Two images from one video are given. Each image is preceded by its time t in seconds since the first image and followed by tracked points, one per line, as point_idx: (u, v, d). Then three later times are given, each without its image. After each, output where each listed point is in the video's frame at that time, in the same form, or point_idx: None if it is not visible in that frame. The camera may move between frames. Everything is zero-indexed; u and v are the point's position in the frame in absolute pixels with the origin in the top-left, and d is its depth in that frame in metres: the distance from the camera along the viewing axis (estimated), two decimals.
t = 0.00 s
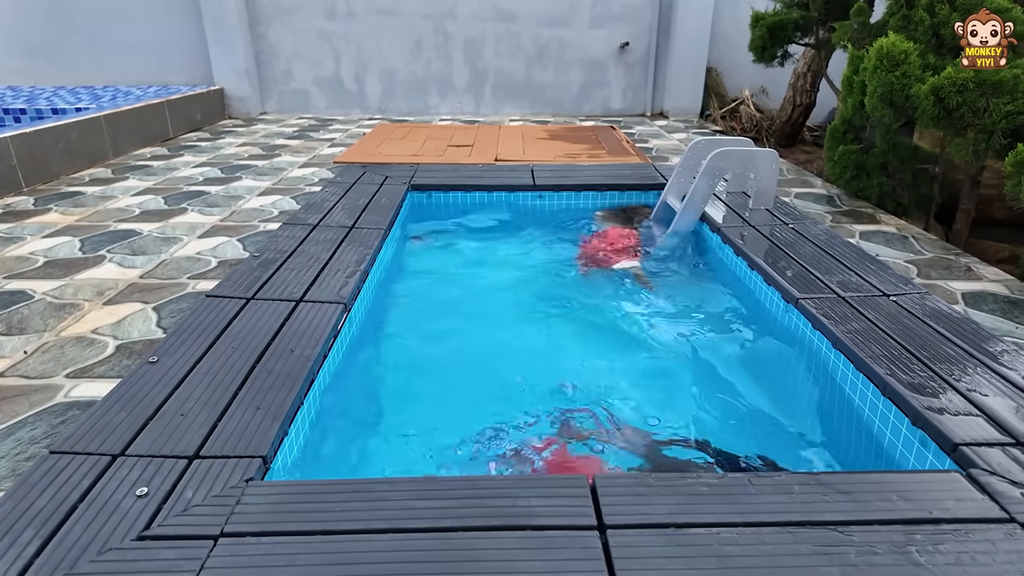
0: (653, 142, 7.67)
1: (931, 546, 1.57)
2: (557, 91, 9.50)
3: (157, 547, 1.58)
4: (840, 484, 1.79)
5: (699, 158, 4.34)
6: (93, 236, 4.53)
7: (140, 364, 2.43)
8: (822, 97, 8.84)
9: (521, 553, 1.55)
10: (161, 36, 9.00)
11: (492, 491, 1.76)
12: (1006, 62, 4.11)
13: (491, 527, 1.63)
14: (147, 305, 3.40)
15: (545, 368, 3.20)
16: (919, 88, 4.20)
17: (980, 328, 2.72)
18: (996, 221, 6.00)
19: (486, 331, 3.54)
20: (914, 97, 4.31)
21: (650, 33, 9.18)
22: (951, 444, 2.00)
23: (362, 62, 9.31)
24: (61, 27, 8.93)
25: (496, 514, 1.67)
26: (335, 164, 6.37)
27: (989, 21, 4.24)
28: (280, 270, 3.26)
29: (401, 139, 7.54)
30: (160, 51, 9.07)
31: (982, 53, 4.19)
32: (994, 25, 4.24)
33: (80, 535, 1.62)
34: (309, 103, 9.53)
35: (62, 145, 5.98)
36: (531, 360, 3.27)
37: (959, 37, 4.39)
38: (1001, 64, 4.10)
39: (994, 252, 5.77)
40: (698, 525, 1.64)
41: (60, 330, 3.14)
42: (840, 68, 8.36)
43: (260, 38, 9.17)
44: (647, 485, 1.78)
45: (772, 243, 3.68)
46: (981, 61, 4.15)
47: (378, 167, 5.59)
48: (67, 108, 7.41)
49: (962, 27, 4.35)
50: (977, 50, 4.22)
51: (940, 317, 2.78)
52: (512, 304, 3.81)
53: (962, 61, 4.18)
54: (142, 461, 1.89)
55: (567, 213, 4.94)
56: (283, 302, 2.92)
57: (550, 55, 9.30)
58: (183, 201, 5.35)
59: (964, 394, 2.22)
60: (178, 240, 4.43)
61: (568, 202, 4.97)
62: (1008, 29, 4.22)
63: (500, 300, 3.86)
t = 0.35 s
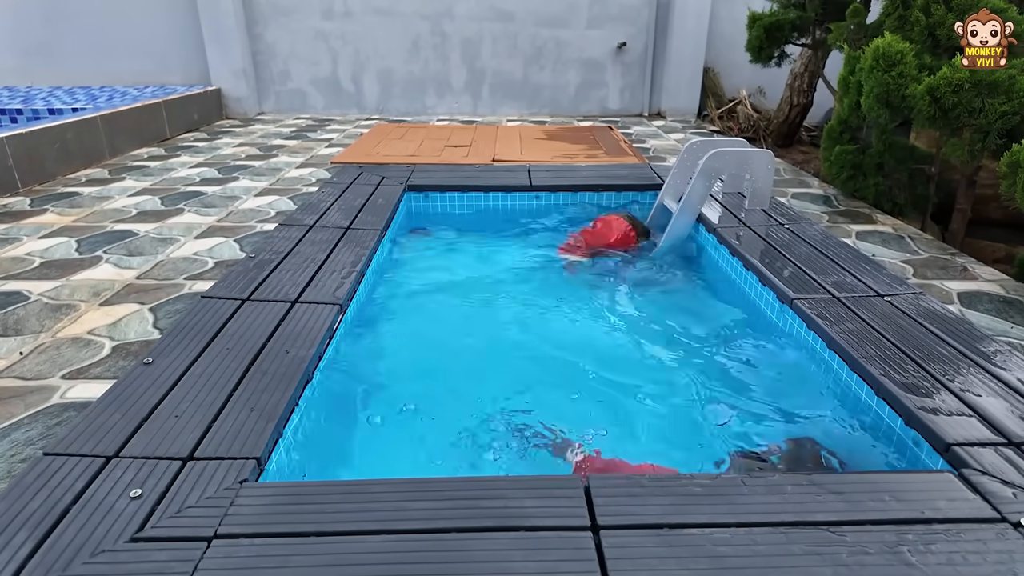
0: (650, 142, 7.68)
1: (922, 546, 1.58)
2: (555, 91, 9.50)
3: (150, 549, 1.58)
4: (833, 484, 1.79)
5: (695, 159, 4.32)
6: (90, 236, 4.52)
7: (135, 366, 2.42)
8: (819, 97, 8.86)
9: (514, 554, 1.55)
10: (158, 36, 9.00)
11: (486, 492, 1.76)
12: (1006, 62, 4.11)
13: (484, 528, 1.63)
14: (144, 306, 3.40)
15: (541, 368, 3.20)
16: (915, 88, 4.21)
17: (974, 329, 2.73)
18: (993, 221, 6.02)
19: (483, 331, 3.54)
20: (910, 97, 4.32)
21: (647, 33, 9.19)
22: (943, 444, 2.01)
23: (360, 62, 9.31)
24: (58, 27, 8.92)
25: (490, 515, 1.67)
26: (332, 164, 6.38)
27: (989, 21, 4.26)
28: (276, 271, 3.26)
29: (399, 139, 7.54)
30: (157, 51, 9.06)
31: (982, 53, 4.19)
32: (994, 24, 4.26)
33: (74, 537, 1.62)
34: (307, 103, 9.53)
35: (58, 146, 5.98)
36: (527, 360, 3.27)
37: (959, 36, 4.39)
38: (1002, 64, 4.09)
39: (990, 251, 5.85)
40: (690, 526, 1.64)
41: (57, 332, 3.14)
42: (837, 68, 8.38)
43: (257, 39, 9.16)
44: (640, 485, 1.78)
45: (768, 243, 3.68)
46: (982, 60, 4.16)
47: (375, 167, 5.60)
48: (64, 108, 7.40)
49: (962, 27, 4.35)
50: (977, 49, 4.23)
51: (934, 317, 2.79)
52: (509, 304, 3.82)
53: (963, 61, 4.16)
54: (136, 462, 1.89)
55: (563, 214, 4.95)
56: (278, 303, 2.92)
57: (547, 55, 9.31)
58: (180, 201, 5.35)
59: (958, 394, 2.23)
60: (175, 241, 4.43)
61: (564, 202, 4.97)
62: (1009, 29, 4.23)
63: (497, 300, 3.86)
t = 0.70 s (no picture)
0: (647, 142, 7.70)
1: (917, 545, 1.58)
2: (552, 91, 9.50)
3: (145, 550, 1.58)
4: (828, 484, 1.80)
5: (692, 159, 4.33)
6: (86, 237, 4.51)
7: (131, 367, 2.42)
8: (816, 97, 8.88)
9: (510, 555, 1.55)
10: (155, 36, 8.98)
11: (482, 493, 1.76)
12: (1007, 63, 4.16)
13: (480, 529, 1.63)
14: (140, 307, 3.39)
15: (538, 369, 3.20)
16: (911, 89, 4.23)
17: (970, 329, 2.73)
18: (989, 221, 6.03)
19: (479, 332, 3.54)
20: (906, 97, 4.34)
21: (645, 34, 9.20)
22: (938, 444, 2.02)
23: (357, 62, 9.30)
24: (54, 27, 8.89)
25: (487, 516, 1.67)
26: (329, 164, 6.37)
27: (989, 21, 4.27)
28: (272, 271, 3.26)
29: (396, 140, 7.54)
30: (154, 51, 9.04)
31: (982, 52, 4.21)
32: (994, 25, 4.27)
33: (69, 539, 1.62)
34: (304, 103, 9.52)
35: (54, 146, 5.96)
36: (523, 361, 3.27)
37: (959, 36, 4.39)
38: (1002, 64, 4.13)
39: (986, 251, 5.82)
40: (687, 526, 1.64)
41: (53, 333, 3.13)
42: (833, 68, 8.41)
43: (254, 39, 9.16)
44: (636, 486, 1.78)
45: (765, 243, 3.69)
46: (982, 60, 4.18)
47: (373, 168, 5.59)
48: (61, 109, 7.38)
49: (962, 27, 4.36)
50: (977, 49, 4.25)
51: (929, 317, 2.80)
52: (505, 305, 3.81)
53: (962, 61, 4.17)
54: (132, 464, 1.89)
55: (560, 215, 4.94)
56: (275, 304, 2.91)
57: (545, 55, 9.31)
58: (177, 202, 5.34)
59: (953, 394, 2.23)
60: (171, 241, 4.42)
61: (561, 203, 4.97)
62: (1009, 29, 4.23)
63: (493, 301, 3.86)
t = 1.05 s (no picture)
0: (645, 142, 7.71)
1: (916, 548, 1.58)
2: (550, 91, 9.50)
3: (144, 554, 1.57)
4: (828, 486, 1.80)
5: (690, 161, 4.35)
6: (83, 238, 4.50)
7: (129, 369, 2.41)
8: (813, 97, 8.89)
9: (511, 558, 1.55)
10: (152, 37, 8.97)
11: (481, 496, 1.75)
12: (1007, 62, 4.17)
13: (481, 532, 1.63)
14: (138, 308, 3.38)
15: (537, 370, 3.20)
16: (908, 89, 4.24)
17: (968, 329, 2.74)
18: (987, 221, 6.04)
19: (477, 333, 3.53)
20: (904, 97, 4.35)
21: (642, 34, 9.21)
22: (937, 446, 2.02)
23: (355, 63, 9.29)
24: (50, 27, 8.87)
25: (487, 518, 1.67)
26: (327, 164, 6.36)
27: (989, 21, 4.26)
28: (270, 273, 3.25)
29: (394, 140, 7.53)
30: (151, 52, 9.02)
31: (982, 53, 4.21)
32: (994, 25, 4.25)
33: (68, 543, 1.61)
34: (301, 104, 9.50)
35: (51, 147, 5.94)
36: (523, 362, 3.27)
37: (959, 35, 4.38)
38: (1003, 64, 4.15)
39: (983, 251, 5.83)
40: (687, 529, 1.64)
41: (50, 334, 3.13)
42: (831, 68, 8.43)
43: (251, 39, 9.14)
44: (635, 488, 1.78)
45: (763, 244, 3.69)
46: (981, 61, 4.18)
47: (371, 168, 5.59)
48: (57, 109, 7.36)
49: (962, 27, 4.35)
50: (977, 49, 4.25)
51: (927, 317, 2.80)
52: (503, 306, 3.80)
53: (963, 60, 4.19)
54: (130, 467, 1.88)
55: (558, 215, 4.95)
56: (273, 306, 2.91)
57: (543, 55, 9.31)
58: (174, 203, 5.32)
59: (952, 395, 2.24)
60: (169, 242, 4.41)
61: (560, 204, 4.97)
62: (1009, 29, 4.21)
63: (490, 302, 3.86)
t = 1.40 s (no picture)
0: (644, 142, 7.71)
1: (917, 550, 1.59)
2: (549, 92, 9.50)
3: (145, 559, 1.57)
4: (829, 489, 1.80)
5: (689, 162, 4.35)
6: (81, 239, 4.49)
7: (129, 372, 2.41)
8: (811, 97, 8.90)
9: (513, 561, 1.55)
10: (150, 37, 8.96)
11: (482, 499, 1.75)
12: (1006, 63, 4.17)
13: (482, 535, 1.63)
14: (136, 310, 3.38)
15: (537, 372, 3.20)
16: (906, 90, 4.24)
17: (967, 330, 2.74)
18: (985, 221, 6.06)
19: (477, 335, 3.53)
20: (902, 98, 4.36)
21: (641, 34, 9.21)
22: (937, 448, 2.02)
23: (353, 63, 9.29)
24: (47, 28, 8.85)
25: (489, 522, 1.67)
26: (326, 165, 6.36)
27: (989, 21, 4.24)
28: (270, 275, 3.25)
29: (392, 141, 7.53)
30: (149, 52, 9.01)
31: (982, 53, 4.22)
32: (994, 24, 4.23)
33: (68, 548, 1.61)
34: (300, 104, 9.49)
35: (48, 148, 5.93)
36: (523, 364, 3.27)
37: (961, 36, 4.35)
38: (1002, 64, 4.15)
39: (981, 251, 5.86)
40: (688, 532, 1.64)
41: (48, 336, 3.12)
42: (829, 69, 8.44)
43: (249, 39, 9.13)
44: (636, 491, 1.78)
45: (762, 246, 3.69)
46: (981, 61, 4.19)
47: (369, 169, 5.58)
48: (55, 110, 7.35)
49: (962, 27, 4.34)
50: (977, 50, 4.25)
51: (925, 318, 2.81)
52: (502, 308, 3.81)
53: (962, 61, 4.21)
54: (131, 471, 1.88)
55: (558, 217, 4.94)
56: (273, 308, 2.91)
57: (541, 55, 9.31)
58: (172, 204, 5.31)
59: (951, 397, 2.24)
60: (167, 243, 4.40)
61: (558, 205, 4.96)
62: (1009, 28, 4.20)
63: (490, 304, 3.87)
